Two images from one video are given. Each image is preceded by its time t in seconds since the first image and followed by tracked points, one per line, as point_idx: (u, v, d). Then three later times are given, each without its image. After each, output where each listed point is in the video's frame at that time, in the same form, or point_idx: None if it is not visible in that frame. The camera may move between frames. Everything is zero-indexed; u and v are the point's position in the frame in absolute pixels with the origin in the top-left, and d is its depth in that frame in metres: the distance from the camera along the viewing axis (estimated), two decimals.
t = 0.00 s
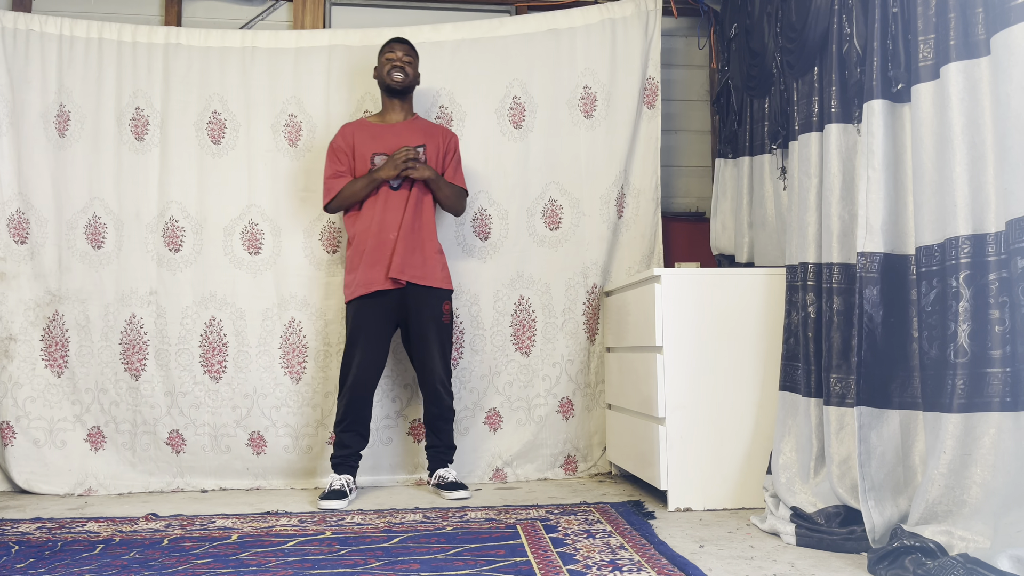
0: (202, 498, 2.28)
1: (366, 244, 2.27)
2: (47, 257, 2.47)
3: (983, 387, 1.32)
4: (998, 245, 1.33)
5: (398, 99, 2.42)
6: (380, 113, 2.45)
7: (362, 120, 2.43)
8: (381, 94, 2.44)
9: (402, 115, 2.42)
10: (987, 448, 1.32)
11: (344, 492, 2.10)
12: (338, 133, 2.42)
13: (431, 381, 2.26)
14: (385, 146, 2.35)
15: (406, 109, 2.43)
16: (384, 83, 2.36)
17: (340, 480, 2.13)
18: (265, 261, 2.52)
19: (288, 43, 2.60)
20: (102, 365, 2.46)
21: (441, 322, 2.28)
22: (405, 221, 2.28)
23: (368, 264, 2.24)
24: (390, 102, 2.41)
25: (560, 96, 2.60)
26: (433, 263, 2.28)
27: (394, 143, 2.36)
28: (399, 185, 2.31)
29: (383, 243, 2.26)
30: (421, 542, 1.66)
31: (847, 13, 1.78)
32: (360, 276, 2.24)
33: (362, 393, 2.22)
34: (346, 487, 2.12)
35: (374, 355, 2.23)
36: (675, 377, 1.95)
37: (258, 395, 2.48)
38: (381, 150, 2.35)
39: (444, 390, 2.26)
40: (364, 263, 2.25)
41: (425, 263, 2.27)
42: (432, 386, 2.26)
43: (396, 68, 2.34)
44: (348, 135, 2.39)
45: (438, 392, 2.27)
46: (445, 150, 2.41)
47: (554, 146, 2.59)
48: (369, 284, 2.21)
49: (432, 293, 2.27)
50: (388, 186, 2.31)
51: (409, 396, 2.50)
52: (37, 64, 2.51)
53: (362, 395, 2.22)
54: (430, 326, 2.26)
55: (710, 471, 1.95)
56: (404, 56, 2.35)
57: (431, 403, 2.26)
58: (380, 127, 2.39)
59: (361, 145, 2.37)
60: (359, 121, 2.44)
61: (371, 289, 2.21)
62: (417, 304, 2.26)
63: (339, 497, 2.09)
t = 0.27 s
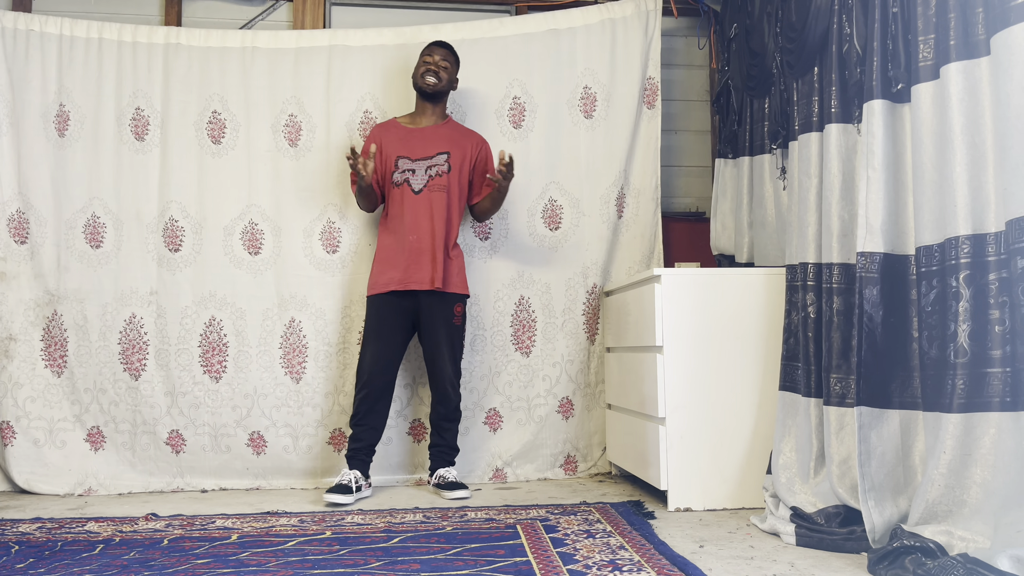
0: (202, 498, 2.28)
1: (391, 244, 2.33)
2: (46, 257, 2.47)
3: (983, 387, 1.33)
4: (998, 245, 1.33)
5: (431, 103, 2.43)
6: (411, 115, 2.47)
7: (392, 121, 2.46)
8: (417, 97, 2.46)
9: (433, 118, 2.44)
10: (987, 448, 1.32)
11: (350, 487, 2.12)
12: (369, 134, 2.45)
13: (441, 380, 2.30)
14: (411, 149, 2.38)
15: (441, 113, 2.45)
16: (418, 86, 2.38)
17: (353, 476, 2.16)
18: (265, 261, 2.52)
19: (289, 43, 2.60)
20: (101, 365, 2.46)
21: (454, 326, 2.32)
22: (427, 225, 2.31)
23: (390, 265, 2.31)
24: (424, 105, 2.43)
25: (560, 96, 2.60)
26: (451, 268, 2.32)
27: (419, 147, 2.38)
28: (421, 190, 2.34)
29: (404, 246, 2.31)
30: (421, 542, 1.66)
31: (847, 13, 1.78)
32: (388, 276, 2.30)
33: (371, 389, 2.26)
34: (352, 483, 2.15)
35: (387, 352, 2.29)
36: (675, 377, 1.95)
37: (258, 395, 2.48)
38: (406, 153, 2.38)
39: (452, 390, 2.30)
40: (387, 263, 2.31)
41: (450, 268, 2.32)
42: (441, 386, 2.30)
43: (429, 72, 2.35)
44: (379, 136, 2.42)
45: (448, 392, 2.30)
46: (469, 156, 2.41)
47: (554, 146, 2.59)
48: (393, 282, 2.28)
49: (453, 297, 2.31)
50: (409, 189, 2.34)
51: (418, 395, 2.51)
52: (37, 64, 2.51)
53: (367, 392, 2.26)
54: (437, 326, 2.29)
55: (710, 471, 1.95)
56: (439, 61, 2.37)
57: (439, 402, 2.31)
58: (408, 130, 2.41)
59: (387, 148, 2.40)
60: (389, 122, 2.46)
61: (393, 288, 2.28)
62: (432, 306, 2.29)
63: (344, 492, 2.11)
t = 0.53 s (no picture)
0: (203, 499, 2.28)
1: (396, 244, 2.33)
2: (46, 257, 2.47)
3: (983, 387, 1.33)
4: (998, 245, 1.33)
5: (438, 106, 2.44)
6: (419, 118, 2.47)
7: (400, 124, 2.47)
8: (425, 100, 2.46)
9: (441, 121, 2.44)
10: (987, 448, 1.32)
11: (382, 479, 2.23)
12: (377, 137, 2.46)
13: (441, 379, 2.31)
14: (416, 151, 2.38)
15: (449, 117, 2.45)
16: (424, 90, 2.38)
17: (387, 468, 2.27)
18: (265, 261, 2.52)
19: (289, 43, 2.60)
20: (101, 366, 2.46)
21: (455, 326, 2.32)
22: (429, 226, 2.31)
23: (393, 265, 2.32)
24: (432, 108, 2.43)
25: (560, 96, 2.60)
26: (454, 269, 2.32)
27: (425, 148, 2.38)
28: (426, 191, 2.34)
29: (408, 246, 2.31)
30: (421, 542, 1.66)
31: (847, 13, 1.78)
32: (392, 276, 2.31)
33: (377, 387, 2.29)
34: (385, 475, 2.25)
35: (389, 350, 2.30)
36: (676, 377, 1.95)
37: (259, 395, 2.48)
38: (411, 155, 2.38)
39: (451, 390, 2.30)
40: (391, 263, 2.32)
41: (453, 269, 2.32)
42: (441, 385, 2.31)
43: (435, 77, 2.35)
44: (386, 138, 2.43)
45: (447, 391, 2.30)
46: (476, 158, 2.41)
47: (554, 147, 2.59)
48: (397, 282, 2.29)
49: (455, 297, 2.32)
50: (413, 189, 2.34)
51: (418, 395, 2.51)
52: (37, 64, 2.51)
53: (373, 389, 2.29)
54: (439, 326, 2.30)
55: (710, 471, 1.95)
56: (446, 65, 2.37)
57: (439, 401, 2.32)
58: (415, 132, 2.42)
59: (394, 150, 2.41)
60: (396, 125, 2.47)
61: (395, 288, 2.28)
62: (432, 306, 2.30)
63: (376, 484, 2.22)
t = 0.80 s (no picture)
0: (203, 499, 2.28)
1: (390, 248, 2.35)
2: (46, 257, 2.47)
3: (983, 387, 1.32)
4: (998, 245, 1.33)
5: (425, 108, 2.44)
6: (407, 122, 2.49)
7: (389, 129, 2.50)
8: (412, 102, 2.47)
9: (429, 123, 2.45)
10: (987, 448, 1.32)
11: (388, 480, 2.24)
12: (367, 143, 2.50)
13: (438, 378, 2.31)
14: (405, 153, 2.40)
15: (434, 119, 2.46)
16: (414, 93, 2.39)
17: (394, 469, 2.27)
18: (265, 261, 2.52)
19: (289, 43, 2.60)
20: (101, 366, 2.46)
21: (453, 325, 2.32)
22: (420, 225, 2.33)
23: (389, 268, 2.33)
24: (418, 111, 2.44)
25: (560, 96, 2.60)
26: (448, 267, 2.32)
27: (413, 150, 2.40)
28: (415, 191, 2.35)
29: (401, 248, 2.32)
30: (421, 543, 1.66)
31: (847, 13, 1.78)
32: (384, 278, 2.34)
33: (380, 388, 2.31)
34: (392, 476, 2.26)
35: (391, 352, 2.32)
36: (675, 377, 1.95)
37: (259, 395, 2.48)
38: (400, 157, 2.40)
39: (448, 388, 2.31)
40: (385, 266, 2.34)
41: (444, 267, 2.31)
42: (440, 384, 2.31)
43: (423, 80, 2.37)
44: (377, 145, 2.47)
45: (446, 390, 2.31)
46: (463, 156, 2.41)
47: (554, 146, 2.59)
48: (392, 284, 2.30)
49: (449, 296, 2.31)
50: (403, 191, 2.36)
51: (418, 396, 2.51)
52: (37, 64, 2.51)
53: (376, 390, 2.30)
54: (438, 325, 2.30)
55: (710, 471, 1.95)
56: (433, 68, 2.38)
57: (439, 400, 2.32)
58: (403, 136, 2.44)
59: (384, 155, 2.43)
60: (386, 131, 2.50)
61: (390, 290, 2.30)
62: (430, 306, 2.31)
63: (382, 485, 2.23)
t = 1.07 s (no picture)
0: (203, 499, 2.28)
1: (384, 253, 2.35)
2: (46, 257, 2.47)
3: (983, 387, 1.33)
4: (998, 245, 1.33)
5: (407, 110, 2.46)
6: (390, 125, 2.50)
7: (372, 134, 2.50)
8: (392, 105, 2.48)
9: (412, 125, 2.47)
10: (987, 448, 1.32)
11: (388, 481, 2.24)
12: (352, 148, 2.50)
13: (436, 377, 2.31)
14: (392, 157, 2.41)
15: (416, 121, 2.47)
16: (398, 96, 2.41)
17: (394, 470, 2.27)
18: (265, 261, 2.52)
19: (288, 43, 2.60)
20: (101, 366, 2.46)
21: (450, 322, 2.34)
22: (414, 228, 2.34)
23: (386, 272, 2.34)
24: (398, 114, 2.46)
25: (560, 95, 2.60)
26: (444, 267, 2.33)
27: (400, 154, 2.41)
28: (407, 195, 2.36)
29: (396, 252, 2.33)
30: (421, 542, 1.66)
31: (847, 13, 1.78)
32: (378, 284, 2.34)
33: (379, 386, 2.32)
34: (392, 476, 2.26)
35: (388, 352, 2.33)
36: (676, 377, 1.95)
37: (259, 395, 2.48)
38: (387, 162, 2.41)
39: (447, 386, 2.31)
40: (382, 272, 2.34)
41: (439, 267, 2.33)
42: (439, 383, 2.31)
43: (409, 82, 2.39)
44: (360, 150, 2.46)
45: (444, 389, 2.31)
46: (449, 154, 2.40)
47: (553, 147, 2.59)
48: (390, 289, 2.31)
49: (446, 295, 2.33)
50: (395, 196, 2.37)
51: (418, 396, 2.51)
52: (37, 64, 2.51)
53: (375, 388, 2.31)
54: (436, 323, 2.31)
55: (710, 471, 1.95)
56: (414, 70, 2.40)
57: (437, 398, 2.32)
58: (388, 140, 2.45)
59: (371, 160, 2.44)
60: (369, 136, 2.50)
61: (388, 295, 2.30)
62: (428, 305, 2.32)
63: (382, 485, 2.23)
